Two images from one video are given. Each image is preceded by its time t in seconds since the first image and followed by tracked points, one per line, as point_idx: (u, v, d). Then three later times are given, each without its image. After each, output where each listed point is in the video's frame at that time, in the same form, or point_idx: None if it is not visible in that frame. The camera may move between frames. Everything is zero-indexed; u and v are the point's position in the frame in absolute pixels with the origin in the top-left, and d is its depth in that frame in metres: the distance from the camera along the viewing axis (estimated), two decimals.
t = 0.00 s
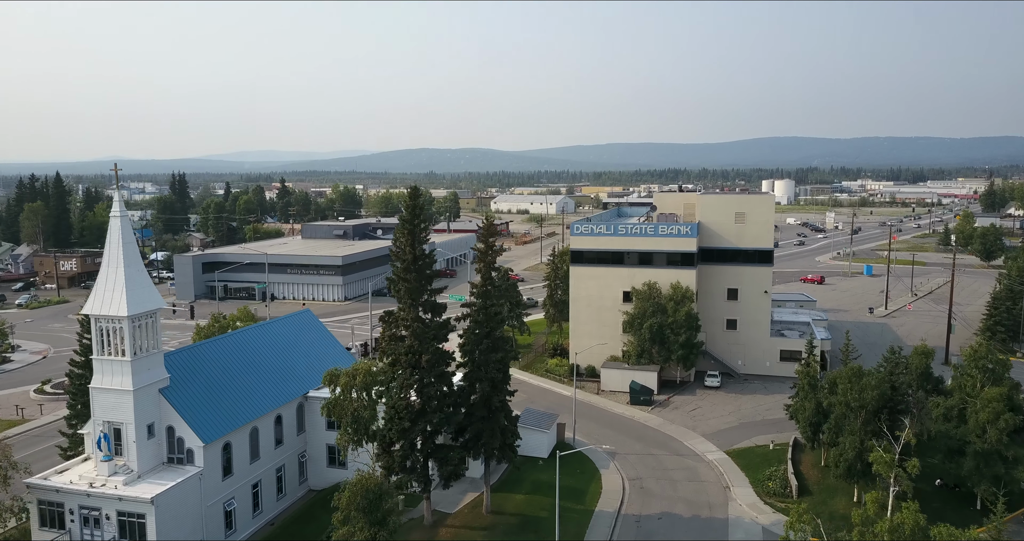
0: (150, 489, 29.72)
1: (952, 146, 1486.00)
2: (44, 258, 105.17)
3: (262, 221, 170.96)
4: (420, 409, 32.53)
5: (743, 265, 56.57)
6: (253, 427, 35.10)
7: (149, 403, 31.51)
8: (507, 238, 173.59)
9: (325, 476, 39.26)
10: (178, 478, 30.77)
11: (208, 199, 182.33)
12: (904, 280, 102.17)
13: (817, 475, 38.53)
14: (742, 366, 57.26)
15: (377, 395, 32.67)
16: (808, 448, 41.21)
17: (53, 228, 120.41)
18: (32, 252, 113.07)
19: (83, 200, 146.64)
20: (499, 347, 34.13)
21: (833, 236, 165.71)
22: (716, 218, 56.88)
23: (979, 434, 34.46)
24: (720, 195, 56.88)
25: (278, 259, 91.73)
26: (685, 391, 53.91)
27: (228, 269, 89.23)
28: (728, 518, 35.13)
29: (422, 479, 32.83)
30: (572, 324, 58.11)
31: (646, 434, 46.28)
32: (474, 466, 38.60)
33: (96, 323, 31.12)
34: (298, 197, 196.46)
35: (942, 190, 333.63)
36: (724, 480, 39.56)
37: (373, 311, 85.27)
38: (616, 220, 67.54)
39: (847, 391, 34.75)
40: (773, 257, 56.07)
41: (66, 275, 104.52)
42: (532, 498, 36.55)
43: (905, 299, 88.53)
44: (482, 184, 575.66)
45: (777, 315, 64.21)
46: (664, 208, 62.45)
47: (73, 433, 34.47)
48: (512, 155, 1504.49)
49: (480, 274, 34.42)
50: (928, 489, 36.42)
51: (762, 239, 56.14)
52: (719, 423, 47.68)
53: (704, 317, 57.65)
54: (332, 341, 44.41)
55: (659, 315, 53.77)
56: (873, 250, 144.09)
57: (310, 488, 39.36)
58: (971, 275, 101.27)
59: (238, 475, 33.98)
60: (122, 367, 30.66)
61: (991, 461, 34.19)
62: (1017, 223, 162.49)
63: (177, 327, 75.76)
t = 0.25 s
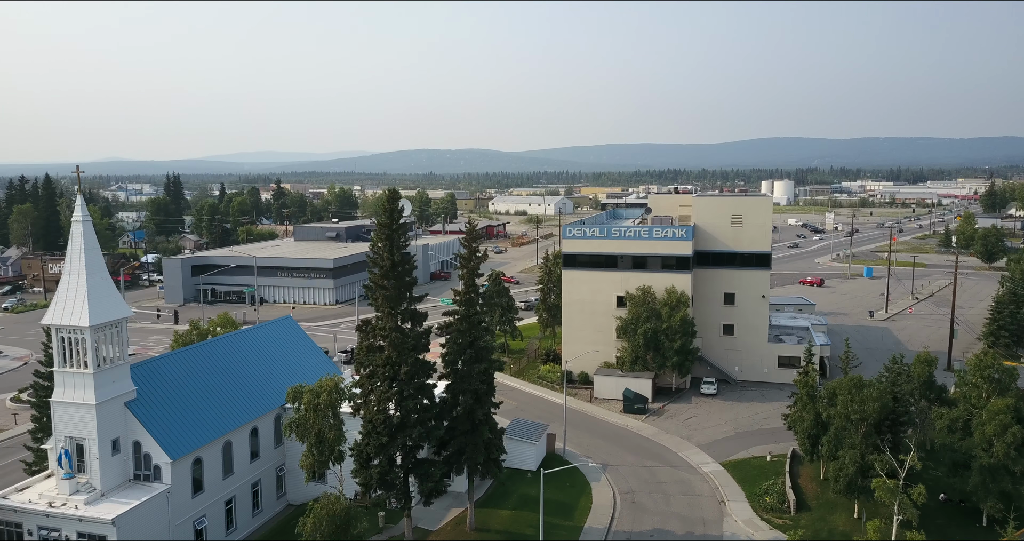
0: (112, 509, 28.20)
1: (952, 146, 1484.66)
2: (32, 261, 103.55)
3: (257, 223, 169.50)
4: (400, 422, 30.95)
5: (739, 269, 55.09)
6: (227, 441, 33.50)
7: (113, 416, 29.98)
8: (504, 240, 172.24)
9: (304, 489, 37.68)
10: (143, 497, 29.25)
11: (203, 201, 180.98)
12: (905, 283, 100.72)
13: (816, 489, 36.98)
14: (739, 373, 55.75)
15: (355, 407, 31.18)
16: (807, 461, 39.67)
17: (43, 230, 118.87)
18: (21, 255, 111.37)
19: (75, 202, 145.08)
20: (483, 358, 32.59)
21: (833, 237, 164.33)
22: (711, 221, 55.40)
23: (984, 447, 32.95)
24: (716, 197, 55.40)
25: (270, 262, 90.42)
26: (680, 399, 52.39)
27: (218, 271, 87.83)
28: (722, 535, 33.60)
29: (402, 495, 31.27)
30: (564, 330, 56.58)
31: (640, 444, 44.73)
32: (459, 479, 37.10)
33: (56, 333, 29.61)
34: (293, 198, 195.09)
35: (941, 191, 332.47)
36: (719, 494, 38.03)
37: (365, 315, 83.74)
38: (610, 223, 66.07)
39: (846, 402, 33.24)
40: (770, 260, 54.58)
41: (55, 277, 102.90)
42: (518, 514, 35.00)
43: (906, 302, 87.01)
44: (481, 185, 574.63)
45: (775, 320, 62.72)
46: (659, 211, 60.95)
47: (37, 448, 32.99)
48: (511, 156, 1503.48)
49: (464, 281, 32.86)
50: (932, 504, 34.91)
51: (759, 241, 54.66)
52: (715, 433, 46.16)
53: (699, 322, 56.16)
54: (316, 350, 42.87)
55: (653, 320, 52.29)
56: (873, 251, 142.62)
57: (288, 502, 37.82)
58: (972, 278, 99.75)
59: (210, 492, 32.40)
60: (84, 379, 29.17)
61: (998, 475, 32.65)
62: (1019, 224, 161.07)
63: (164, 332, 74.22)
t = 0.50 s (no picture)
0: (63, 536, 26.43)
1: (952, 146, 1483.23)
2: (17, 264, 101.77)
3: (250, 225, 167.67)
4: (372, 442, 29.31)
5: (736, 274, 53.29)
6: (192, 459, 31.66)
7: (66, 435, 28.17)
8: (501, 241, 170.43)
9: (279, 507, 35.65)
10: (97, 522, 27.43)
11: (197, 203, 179.21)
12: (906, 286, 98.93)
13: (815, 508, 35.23)
14: (736, 381, 54.00)
15: (325, 424, 29.49)
16: (805, 477, 37.90)
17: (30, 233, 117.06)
18: (7, 258, 109.55)
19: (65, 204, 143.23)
20: (462, 372, 30.82)
21: (833, 239, 162.55)
22: (707, 224, 53.55)
23: (992, 465, 31.12)
24: (712, 200, 53.52)
25: (258, 265, 88.75)
26: (675, 409, 50.58)
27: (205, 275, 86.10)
28: None
29: (376, 518, 29.65)
30: (555, 337, 54.77)
31: (631, 458, 42.92)
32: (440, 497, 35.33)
33: (3, 347, 28.08)
34: (288, 200, 193.27)
35: (941, 191, 330.95)
36: (713, 512, 36.24)
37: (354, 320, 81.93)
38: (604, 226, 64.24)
39: (845, 418, 31.43)
40: (768, 264, 52.75)
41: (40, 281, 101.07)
42: (501, 535, 33.22)
43: (907, 306, 85.19)
44: (480, 186, 572.73)
45: (773, 326, 60.95)
46: (654, 213, 59.10)
47: None
48: (510, 157, 1501.76)
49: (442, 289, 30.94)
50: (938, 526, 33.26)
51: (756, 246, 52.82)
52: (710, 445, 44.34)
53: (695, 329, 54.38)
54: (292, 363, 41.08)
55: (646, 328, 50.49)
56: (873, 253, 140.87)
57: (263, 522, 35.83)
58: (974, 281, 97.94)
59: (173, 514, 30.51)
60: (33, 397, 27.54)
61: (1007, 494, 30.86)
62: (1020, 225, 159.26)
63: (148, 338, 72.41)
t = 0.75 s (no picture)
0: None
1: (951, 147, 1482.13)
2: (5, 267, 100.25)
3: (244, 227, 166.15)
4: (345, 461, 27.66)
5: (733, 278, 51.75)
6: (160, 477, 30.07)
7: (23, 454, 26.71)
8: (498, 243, 168.92)
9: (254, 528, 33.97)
10: None
11: (191, 204, 177.67)
12: (906, 288, 97.45)
13: (815, 526, 33.66)
14: (733, 389, 52.55)
15: (297, 442, 27.83)
16: (805, 493, 36.33)
17: (20, 236, 115.55)
18: None
19: (56, 207, 141.69)
20: (442, 386, 29.28)
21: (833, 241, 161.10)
22: (703, 228, 51.97)
23: (1001, 483, 29.60)
24: (709, 202, 51.93)
25: (248, 268, 87.31)
26: (670, 419, 49.03)
27: (194, 279, 84.63)
28: None
29: None
30: (547, 343, 53.23)
31: (623, 471, 41.34)
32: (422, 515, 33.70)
33: None
34: (283, 201, 191.73)
35: (941, 192, 329.70)
36: (708, 529, 34.68)
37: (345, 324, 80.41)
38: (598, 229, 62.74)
39: (846, 434, 29.91)
40: (766, 269, 51.18)
41: (28, 284, 99.53)
42: None
43: (908, 309, 83.67)
44: (478, 187, 571.27)
45: (772, 331, 59.50)
46: (649, 216, 57.53)
47: None
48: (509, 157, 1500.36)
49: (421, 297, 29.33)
50: None
51: (754, 249, 51.22)
52: (705, 457, 42.78)
53: (691, 336, 52.89)
54: (272, 373, 39.53)
55: (640, 335, 48.95)
56: (873, 255, 139.39)
57: None
58: (976, 284, 96.41)
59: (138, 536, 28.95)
60: None
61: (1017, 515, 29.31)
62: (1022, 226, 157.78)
63: (133, 343, 70.89)
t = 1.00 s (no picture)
0: None
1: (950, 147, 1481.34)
2: None
3: (239, 228, 164.52)
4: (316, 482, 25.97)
5: (729, 283, 50.15)
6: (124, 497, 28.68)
7: None
8: (494, 244, 167.39)
9: None
10: None
11: (185, 206, 176.03)
12: (908, 291, 95.90)
13: None
14: (730, 397, 50.99)
15: (266, 462, 26.12)
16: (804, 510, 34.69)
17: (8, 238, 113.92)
18: None
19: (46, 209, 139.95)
20: (420, 402, 27.71)
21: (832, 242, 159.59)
22: (699, 231, 50.34)
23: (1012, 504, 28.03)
24: (705, 205, 50.32)
25: (237, 271, 85.80)
26: (665, 429, 47.42)
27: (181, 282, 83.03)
28: None
29: None
30: (539, 350, 51.60)
31: (615, 485, 39.70)
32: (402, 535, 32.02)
33: None
34: (278, 203, 190.12)
35: (941, 192, 328.37)
36: None
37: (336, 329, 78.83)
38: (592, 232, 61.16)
39: (848, 452, 28.28)
40: (764, 273, 49.58)
41: (15, 288, 97.86)
42: None
43: (909, 313, 82.12)
44: (477, 187, 569.65)
45: (771, 337, 57.93)
46: (644, 219, 55.92)
47: None
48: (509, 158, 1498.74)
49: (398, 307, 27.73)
50: None
51: (751, 254, 49.60)
52: (701, 470, 41.15)
53: (687, 342, 51.31)
54: (247, 384, 38.16)
55: (634, 342, 47.33)
56: (873, 256, 137.90)
57: None
58: (978, 286, 94.80)
59: None
60: None
61: None
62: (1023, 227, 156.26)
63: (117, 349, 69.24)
